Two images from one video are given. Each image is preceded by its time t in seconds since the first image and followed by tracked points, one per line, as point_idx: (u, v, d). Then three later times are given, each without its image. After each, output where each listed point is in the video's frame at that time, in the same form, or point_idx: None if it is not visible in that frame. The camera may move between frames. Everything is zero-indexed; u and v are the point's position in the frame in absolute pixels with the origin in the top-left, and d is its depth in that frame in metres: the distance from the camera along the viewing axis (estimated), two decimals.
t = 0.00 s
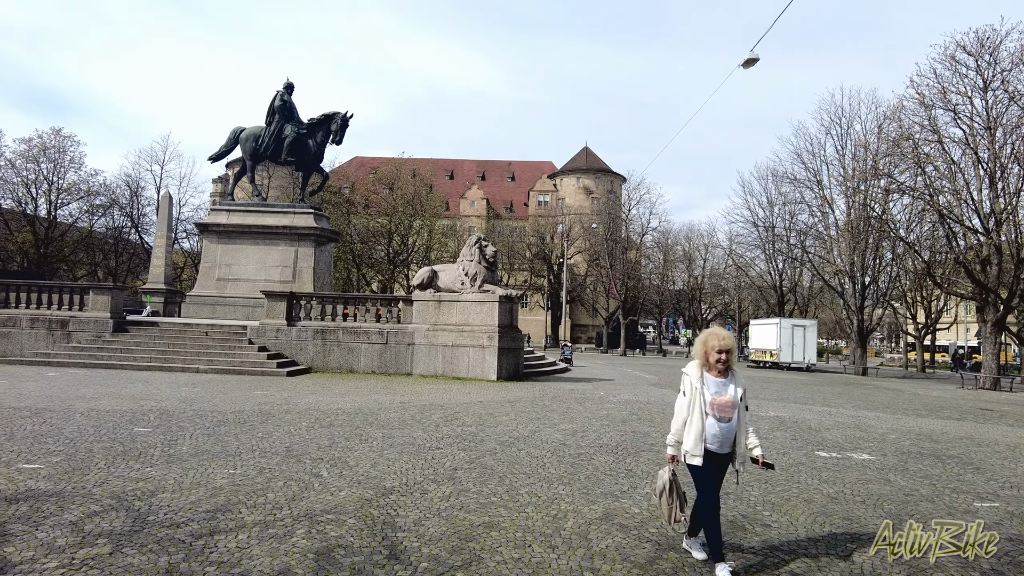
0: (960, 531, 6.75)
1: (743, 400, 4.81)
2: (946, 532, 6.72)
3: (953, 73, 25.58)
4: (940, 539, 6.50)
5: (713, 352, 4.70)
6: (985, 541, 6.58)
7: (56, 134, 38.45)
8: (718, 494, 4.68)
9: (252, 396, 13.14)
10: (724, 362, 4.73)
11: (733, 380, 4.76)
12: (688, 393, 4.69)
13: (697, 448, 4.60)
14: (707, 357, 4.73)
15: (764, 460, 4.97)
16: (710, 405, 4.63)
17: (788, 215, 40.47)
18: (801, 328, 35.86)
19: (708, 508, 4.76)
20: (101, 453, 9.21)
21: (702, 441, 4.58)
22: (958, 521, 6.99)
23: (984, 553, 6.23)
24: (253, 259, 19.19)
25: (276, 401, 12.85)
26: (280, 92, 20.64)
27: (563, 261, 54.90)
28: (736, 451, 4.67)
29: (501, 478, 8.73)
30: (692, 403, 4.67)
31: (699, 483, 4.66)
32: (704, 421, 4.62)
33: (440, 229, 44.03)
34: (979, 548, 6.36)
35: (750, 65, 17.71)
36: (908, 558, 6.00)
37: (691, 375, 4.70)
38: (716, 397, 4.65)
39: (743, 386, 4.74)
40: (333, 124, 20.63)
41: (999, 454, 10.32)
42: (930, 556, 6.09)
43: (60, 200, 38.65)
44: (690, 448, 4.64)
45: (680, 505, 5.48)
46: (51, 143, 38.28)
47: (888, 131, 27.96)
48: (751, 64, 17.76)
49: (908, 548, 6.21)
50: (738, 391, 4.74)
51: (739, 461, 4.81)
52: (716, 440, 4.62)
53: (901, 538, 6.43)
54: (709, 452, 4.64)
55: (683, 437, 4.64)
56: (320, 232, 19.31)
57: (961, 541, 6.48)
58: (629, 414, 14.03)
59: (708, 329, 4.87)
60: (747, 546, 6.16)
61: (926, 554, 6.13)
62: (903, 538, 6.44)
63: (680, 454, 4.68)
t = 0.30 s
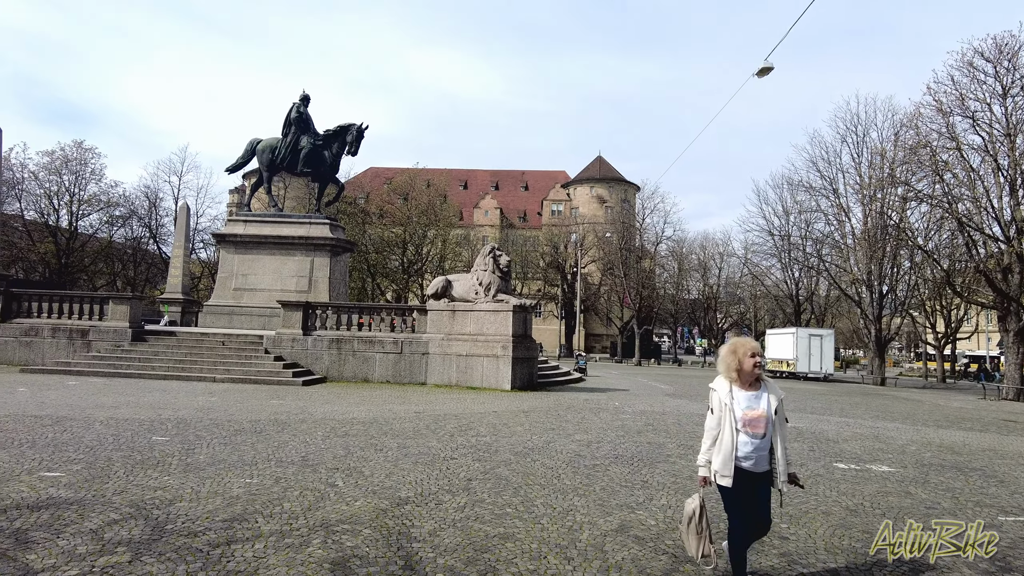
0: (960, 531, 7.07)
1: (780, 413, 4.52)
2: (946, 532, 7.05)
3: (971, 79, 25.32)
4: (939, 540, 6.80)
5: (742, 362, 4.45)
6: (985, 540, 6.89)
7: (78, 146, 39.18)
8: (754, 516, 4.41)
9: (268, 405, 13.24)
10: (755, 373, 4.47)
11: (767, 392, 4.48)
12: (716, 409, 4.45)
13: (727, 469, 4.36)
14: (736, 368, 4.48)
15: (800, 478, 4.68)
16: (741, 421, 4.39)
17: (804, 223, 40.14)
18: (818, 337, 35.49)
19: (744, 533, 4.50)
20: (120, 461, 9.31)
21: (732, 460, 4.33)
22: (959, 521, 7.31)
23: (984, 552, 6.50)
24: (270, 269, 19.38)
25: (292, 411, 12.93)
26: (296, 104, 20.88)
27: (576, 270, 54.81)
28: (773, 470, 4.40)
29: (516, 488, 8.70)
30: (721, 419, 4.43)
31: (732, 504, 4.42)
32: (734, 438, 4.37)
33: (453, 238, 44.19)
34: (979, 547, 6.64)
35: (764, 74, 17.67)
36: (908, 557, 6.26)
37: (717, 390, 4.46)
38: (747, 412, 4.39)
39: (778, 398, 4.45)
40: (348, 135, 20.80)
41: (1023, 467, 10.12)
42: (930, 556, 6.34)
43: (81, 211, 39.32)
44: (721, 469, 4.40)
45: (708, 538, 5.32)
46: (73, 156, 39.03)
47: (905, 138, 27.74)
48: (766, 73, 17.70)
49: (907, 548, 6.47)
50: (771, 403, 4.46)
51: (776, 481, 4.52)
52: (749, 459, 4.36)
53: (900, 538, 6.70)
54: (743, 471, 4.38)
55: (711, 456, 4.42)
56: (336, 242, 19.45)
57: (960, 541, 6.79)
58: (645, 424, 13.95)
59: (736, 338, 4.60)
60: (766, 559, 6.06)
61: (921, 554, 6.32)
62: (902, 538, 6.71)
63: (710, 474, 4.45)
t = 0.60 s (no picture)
0: (961, 532, 7.35)
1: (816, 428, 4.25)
2: (947, 532, 7.32)
3: (991, 85, 25.03)
4: (939, 540, 7.03)
5: (770, 375, 4.22)
6: (985, 540, 7.11)
7: (100, 158, 39.94)
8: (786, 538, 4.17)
9: (285, 414, 13.32)
10: (786, 387, 4.22)
11: (799, 406, 4.23)
12: (743, 425, 4.26)
13: (756, 488, 4.15)
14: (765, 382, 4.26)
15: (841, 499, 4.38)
16: (770, 437, 4.18)
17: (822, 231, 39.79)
18: (836, 346, 35.06)
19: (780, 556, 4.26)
20: (140, 470, 9.42)
21: (761, 480, 4.12)
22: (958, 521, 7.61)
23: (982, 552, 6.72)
24: (287, 278, 19.55)
25: (309, 420, 13.00)
26: (313, 115, 21.12)
27: (591, 279, 54.71)
28: (808, 490, 4.13)
29: (532, 499, 8.66)
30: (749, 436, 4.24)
31: (763, 526, 4.20)
32: (762, 455, 4.17)
33: (468, 247, 44.35)
34: (979, 547, 6.86)
35: (779, 82, 17.60)
36: (908, 558, 6.46)
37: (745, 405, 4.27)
38: (775, 426, 4.18)
39: (812, 413, 4.20)
40: (364, 146, 20.99)
41: None
42: (929, 556, 6.55)
43: (102, 222, 39.99)
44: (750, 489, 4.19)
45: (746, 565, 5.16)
46: (95, 168, 39.81)
47: (924, 145, 27.45)
48: (781, 80, 17.63)
49: (908, 548, 6.67)
50: (803, 418, 4.21)
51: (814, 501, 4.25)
52: (779, 477, 4.13)
53: (900, 539, 6.90)
54: (773, 491, 4.16)
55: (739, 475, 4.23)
56: (353, 251, 19.62)
57: (961, 541, 7.02)
58: (661, 434, 13.85)
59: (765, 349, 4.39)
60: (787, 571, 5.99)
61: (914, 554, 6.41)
62: (902, 539, 6.91)
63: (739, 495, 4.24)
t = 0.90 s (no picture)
0: (960, 530, 7.26)
1: (864, 445, 3.97)
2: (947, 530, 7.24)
3: (1016, 87, 24.59)
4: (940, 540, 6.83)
5: (815, 388, 3.94)
6: (984, 539, 7.02)
7: (124, 169, 40.72)
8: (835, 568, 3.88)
9: (304, 421, 13.42)
10: (831, 402, 3.94)
11: (845, 423, 3.96)
12: (786, 443, 3.98)
13: (802, 512, 3.86)
14: (809, 396, 3.97)
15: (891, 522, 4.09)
16: (815, 457, 3.90)
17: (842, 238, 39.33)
18: (858, 353, 34.55)
19: None
20: (162, 476, 9.53)
21: (807, 504, 3.84)
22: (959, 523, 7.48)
23: (983, 551, 6.50)
24: (306, 287, 19.73)
25: (327, 427, 13.08)
26: (332, 125, 21.35)
27: (609, 286, 54.51)
28: (857, 513, 3.85)
29: (550, 507, 8.62)
30: (793, 455, 3.95)
31: (808, 554, 3.92)
32: (806, 476, 3.90)
33: (485, 255, 44.49)
34: (978, 547, 6.68)
35: (797, 88, 17.45)
36: (909, 558, 6.16)
37: (787, 421, 4.00)
38: (821, 444, 3.90)
39: (860, 429, 3.92)
40: (382, 155, 21.16)
41: None
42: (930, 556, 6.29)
43: (125, 232, 40.74)
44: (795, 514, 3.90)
45: None
46: (119, 179, 40.61)
47: (946, 149, 27.03)
48: (800, 86, 17.48)
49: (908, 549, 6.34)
50: (851, 435, 3.94)
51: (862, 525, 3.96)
52: (827, 501, 3.85)
53: (900, 538, 6.60)
54: (820, 515, 3.87)
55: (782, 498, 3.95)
56: (371, 260, 19.76)
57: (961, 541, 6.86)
58: (681, 443, 13.73)
59: (807, 359, 4.11)
60: None
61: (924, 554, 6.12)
62: (902, 537, 6.61)
63: (782, 520, 3.96)
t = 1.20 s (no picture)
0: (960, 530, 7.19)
1: (911, 460, 3.77)
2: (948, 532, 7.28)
3: None
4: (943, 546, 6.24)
5: (858, 398, 3.74)
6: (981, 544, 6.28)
7: (147, 180, 41.50)
8: None
9: (323, 428, 13.50)
10: (875, 413, 3.74)
11: (891, 435, 3.76)
12: (824, 456, 3.80)
13: (844, 530, 3.67)
14: (851, 406, 3.78)
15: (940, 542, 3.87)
16: (858, 472, 3.70)
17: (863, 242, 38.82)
18: (881, 359, 33.94)
19: None
20: (184, 482, 9.63)
21: (849, 521, 3.64)
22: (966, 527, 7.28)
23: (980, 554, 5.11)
24: (325, 294, 19.90)
25: (346, 434, 13.15)
26: (351, 134, 21.56)
27: (627, 292, 54.27)
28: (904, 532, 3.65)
29: (569, 515, 8.57)
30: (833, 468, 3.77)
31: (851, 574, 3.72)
32: (849, 491, 3.70)
33: (502, 262, 44.57)
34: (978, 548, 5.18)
35: (816, 90, 17.30)
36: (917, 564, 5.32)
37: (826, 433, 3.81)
38: (865, 458, 3.70)
39: (909, 444, 3.71)
40: (400, 163, 21.30)
41: None
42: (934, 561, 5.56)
43: (148, 241, 41.44)
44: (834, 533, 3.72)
45: None
46: (142, 189, 41.38)
47: (970, 150, 26.56)
48: (817, 89, 17.32)
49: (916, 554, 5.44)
50: (899, 450, 3.73)
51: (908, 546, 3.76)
52: (871, 519, 3.65)
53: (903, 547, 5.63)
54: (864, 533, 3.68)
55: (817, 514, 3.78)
56: (389, 267, 19.89)
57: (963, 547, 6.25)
58: (701, 451, 13.61)
59: (848, 367, 3.93)
60: None
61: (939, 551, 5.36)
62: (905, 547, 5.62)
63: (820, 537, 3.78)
